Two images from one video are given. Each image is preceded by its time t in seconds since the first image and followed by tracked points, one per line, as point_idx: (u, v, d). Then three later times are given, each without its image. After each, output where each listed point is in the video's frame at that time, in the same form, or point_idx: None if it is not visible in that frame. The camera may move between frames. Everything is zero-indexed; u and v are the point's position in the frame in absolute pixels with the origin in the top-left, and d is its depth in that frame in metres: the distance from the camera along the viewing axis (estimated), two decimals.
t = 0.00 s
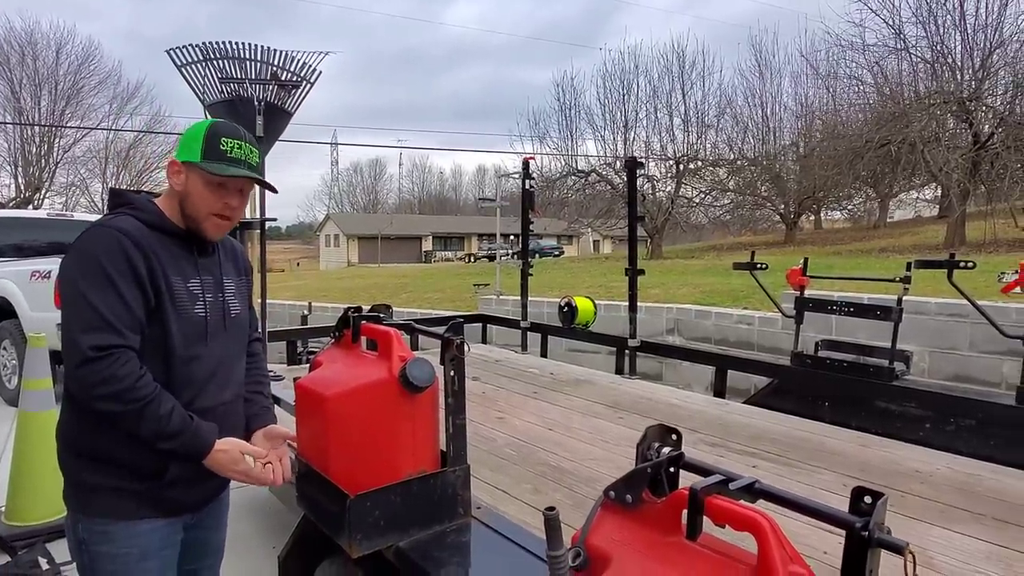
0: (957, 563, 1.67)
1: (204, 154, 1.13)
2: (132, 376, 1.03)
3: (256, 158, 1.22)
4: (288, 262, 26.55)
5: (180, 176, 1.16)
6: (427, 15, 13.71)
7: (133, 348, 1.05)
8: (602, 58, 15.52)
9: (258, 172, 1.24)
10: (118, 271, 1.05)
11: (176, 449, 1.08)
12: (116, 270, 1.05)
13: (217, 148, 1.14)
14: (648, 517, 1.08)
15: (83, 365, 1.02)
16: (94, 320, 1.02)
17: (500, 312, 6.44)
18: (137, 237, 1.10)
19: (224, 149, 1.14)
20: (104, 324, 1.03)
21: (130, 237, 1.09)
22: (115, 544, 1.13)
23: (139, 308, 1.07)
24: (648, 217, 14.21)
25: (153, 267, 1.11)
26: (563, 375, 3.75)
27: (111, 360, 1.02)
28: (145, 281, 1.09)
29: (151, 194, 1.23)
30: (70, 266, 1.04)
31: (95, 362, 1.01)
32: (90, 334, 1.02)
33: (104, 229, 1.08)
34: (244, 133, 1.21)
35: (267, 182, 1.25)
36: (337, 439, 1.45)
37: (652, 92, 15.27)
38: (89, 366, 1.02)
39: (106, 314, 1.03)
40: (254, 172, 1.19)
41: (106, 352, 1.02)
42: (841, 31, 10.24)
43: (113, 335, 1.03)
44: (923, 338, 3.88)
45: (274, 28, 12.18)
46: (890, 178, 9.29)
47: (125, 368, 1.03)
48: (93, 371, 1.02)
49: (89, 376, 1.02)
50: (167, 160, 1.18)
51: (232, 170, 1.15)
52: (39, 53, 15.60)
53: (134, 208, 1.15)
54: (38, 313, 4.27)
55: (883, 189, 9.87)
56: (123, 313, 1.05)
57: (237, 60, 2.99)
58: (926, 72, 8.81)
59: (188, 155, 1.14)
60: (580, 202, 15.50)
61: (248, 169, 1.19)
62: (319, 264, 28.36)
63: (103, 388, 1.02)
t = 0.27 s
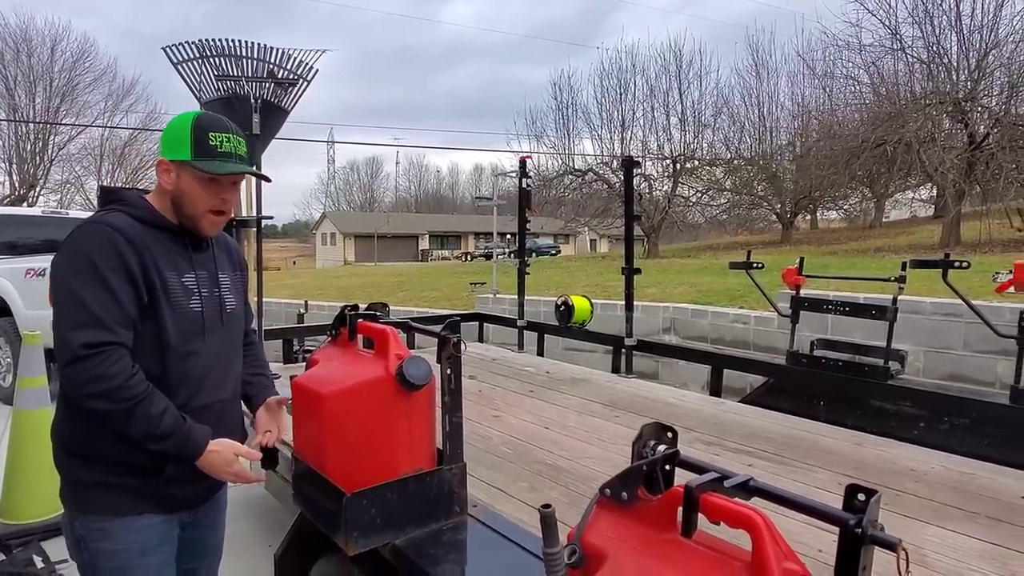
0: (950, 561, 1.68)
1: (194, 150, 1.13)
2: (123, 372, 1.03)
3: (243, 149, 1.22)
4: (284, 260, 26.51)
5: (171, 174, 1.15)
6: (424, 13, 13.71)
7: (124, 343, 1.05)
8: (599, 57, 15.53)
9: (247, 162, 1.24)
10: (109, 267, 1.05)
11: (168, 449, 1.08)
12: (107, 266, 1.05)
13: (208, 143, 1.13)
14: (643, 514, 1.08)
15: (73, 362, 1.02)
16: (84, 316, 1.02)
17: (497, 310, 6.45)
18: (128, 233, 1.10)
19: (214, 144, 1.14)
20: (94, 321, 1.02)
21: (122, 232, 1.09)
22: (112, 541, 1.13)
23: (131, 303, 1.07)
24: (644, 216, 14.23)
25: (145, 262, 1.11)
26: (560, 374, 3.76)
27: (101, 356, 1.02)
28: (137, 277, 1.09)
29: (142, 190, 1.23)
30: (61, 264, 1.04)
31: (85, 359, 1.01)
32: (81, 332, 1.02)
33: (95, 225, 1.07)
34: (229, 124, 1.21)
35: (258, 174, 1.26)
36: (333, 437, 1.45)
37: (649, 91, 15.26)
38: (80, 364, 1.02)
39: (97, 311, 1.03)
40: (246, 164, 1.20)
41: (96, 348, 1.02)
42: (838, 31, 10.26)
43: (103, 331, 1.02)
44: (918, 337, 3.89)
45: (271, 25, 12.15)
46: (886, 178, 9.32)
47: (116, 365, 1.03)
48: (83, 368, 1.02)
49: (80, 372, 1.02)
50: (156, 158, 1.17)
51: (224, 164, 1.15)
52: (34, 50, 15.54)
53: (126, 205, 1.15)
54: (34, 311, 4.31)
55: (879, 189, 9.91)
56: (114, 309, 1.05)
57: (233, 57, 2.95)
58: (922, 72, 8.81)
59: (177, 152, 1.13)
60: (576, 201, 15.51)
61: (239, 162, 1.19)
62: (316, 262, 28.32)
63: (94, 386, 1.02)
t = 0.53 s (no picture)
0: (944, 559, 1.69)
1: (168, 141, 1.12)
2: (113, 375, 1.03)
3: (220, 136, 1.21)
4: (281, 259, 26.47)
5: (147, 167, 1.15)
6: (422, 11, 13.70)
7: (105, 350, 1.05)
8: (597, 56, 15.55)
9: (225, 149, 1.23)
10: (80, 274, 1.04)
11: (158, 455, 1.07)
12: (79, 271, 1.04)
13: (180, 131, 1.12)
14: (638, 513, 1.09)
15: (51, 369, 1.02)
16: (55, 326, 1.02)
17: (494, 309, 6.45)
18: (108, 236, 1.09)
19: (187, 132, 1.13)
20: (67, 326, 1.02)
21: (100, 235, 1.08)
22: (104, 550, 1.13)
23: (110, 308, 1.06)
24: (642, 215, 14.24)
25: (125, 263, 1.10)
26: (556, 373, 3.76)
27: (79, 360, 1.01)
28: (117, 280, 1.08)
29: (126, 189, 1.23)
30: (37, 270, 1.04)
31: (60, 364, 1.01)
32: (60, 340, 1.01)
33: (72, 229, 1.07)
34: (204, 111, 1.20)
35: (239, 160, 1.25)
36: (330, 435, 1.45)
37: (647, 90, 15.26)
38: (60, 369, 1.01)
39: (69, 320, 1.02)
40: (224, 151, 1.18)
41: (69, 354, 1.01)
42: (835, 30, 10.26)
43: (71, 340, 1.01)
44: (914, 337, 3.90)
45: (268, 23, 12.11)
46: (883, 178, 9.34)
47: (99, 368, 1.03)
48: (61, 372, 1.01)
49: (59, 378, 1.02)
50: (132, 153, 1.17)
51: (199, 151, 1.14)
52: (29, 47, 15.46)
53: (108, 205, 1.15)
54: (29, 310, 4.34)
55: (876, 189, 9.93)
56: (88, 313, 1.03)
57: (230, 55, 2.96)
58: (919, 72, 8.84)
59: (151, 144, 1.13)
60: (574, 200, 15.51)
61: (216, 149, 1.18)
62: (312, 261, 28.26)
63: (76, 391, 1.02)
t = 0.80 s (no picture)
0: (939, 557, 1.70)
1: (139, 130, 1.10)
2: (120, 379, 1.01)
3: (196, 125, 1.19)
4: (279, 257, 26.46)
5: (121, 158, 1.13)
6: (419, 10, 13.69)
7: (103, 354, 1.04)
8: (595, 55, 15.57)
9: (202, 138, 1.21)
10: (69, 283, 1.03)
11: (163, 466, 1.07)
12: (69, 280, 1.03)
13: (153, 120, 1.11)
14: (633, 511, 1.09)
15: (46, 379, 1.00)
16: (47, 332, 1.00)
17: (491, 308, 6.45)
18: (92, 238, 1.08)
19: (160, 119, 1.12)
20: (63, 333, 1.00)
21: (76, 234, 1.06)
22: (106, 567, 1.12)
23: (98, 313, 1.05)
24: (639, 214, 14.24)
25: (109, 267, 1.09)
26: (553, 372, 3.76)
27: (75, 364, 1.00)
28: (104, 287, 1.07)
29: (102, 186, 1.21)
30: (26, 279, 1.02)
31: (58, 372, 0.99)
32: (44, 348, 1.00)
33: (50, 229, 1.05)
34: (180, 99, 1.19)
35: (217, 149, 1.23)
36: (328, 433, 1.45)
37: (644, 89, 15.28)
38: (57, 379, 1.00)
39: (53, 325, 1.00)
40: (200, 139, 1.17)
41: (67, 361, 0.99)
42: (833, 30, 10.27)
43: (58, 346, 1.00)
44: (910, 336, 3.91)
45: (265, 21, 12.11)
46: (880, 177, 9.36)
47: (101, 372, 1.01)
48: (56, 380, 0.99)
49: (54, 388, 1.00)
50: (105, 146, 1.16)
51: (173, 140, 1.12)
52: (25, 44, 15.44)
53: (84, 202, 1.13)
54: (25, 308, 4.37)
55: (873, 188, 9.95)
56: (80, 320, 1.02)
57: (226, 53, 2.94)
58: (916, 72, 8.86)
59: (124, 134, 1.11)
60: (572, 199, 15.51)
61: (192, 138, 1.16)
62: (310, 260, 28.22)
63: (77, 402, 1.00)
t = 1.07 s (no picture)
0: (938, 557, 1.70)
1: (107, 114, 1.07)
2: (98, 366, 0.93)
3: (171, 107, 1.16)
4: (277, 257, 26.46)
5: (89, 146, 1.10)
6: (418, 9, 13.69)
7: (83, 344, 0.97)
8: (594, 55, 15.58)
9: (179, 122, 1.17)
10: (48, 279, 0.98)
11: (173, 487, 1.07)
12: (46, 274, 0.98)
13: (119, 102, 1.08)
14: (631, 512, 1.09)
15: (22, 372, 0.93)
16: (21, 327, 0.94)
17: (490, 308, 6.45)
18: (79, 242, 1.05)
19: (128, 102, 1.09)
20: (38, 326, 0.94)
21: (58, 230, 1.03)
22: None
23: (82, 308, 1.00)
24: (638, 214, 14.24)
25: (104, 270, 1.07)
26: (552, 372, 3.76)
27: (53, 356, 0.93)
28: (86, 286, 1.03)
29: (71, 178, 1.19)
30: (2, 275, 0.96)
31: (37, 363, 0.93)
32: (24, 339, 0.93)
33: (27, 225, 1.01)
34: (153, 81, 1.15)
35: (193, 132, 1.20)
36: (327, 434, 1.45)
37: (643, 89, 15.31)
38: (33, 370, 0.93)
39: (36, 317, 0.94)
40: (173, 122, 1.13)
41: (44, 352, 0.93)
42: (832, 30, 10.28)
43: (40, 336, 0.94)
44: (909, 336, 3.91)
45: (263, 21, 12.10)
46: (878, 177, 9.37)
47: (77, 361, 0.93)
48: (34, 373, 0.92)
49: (32, 380, 0.93)
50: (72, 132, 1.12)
51: (143, 124, 1.09)
52: (22, 44, 15.40)
53: (57, 195, 1.10)
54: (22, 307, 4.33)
55: (871, 188, 9.97)
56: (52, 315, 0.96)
57: (223, 53, 2.92)
58: (915, 72, 8.87)
59: (90, 120, 1.08)
60: (571, 199, 15.51)
61: (165, 120, 1.13)
62: (308, 259, 28.20)
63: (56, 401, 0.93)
